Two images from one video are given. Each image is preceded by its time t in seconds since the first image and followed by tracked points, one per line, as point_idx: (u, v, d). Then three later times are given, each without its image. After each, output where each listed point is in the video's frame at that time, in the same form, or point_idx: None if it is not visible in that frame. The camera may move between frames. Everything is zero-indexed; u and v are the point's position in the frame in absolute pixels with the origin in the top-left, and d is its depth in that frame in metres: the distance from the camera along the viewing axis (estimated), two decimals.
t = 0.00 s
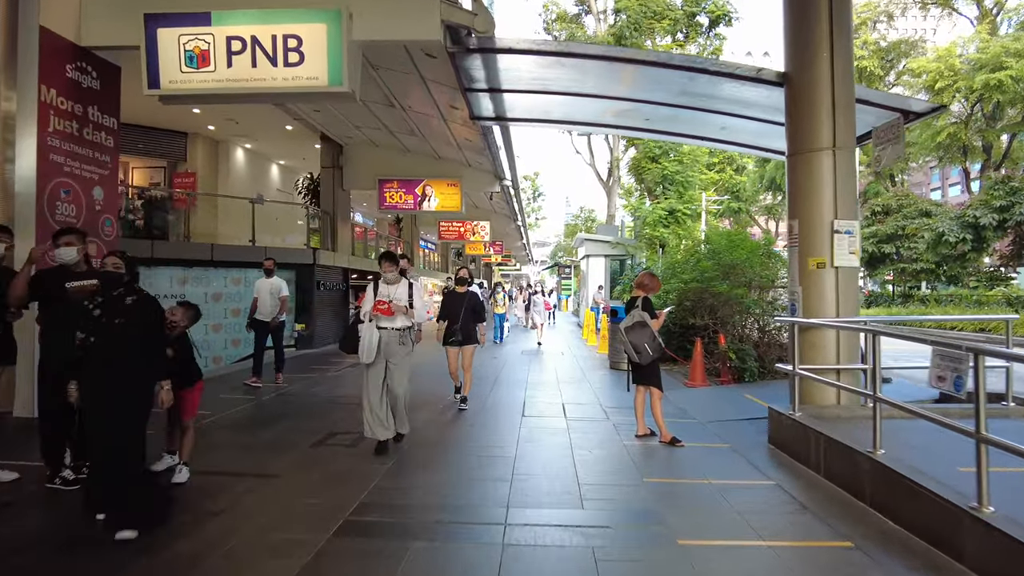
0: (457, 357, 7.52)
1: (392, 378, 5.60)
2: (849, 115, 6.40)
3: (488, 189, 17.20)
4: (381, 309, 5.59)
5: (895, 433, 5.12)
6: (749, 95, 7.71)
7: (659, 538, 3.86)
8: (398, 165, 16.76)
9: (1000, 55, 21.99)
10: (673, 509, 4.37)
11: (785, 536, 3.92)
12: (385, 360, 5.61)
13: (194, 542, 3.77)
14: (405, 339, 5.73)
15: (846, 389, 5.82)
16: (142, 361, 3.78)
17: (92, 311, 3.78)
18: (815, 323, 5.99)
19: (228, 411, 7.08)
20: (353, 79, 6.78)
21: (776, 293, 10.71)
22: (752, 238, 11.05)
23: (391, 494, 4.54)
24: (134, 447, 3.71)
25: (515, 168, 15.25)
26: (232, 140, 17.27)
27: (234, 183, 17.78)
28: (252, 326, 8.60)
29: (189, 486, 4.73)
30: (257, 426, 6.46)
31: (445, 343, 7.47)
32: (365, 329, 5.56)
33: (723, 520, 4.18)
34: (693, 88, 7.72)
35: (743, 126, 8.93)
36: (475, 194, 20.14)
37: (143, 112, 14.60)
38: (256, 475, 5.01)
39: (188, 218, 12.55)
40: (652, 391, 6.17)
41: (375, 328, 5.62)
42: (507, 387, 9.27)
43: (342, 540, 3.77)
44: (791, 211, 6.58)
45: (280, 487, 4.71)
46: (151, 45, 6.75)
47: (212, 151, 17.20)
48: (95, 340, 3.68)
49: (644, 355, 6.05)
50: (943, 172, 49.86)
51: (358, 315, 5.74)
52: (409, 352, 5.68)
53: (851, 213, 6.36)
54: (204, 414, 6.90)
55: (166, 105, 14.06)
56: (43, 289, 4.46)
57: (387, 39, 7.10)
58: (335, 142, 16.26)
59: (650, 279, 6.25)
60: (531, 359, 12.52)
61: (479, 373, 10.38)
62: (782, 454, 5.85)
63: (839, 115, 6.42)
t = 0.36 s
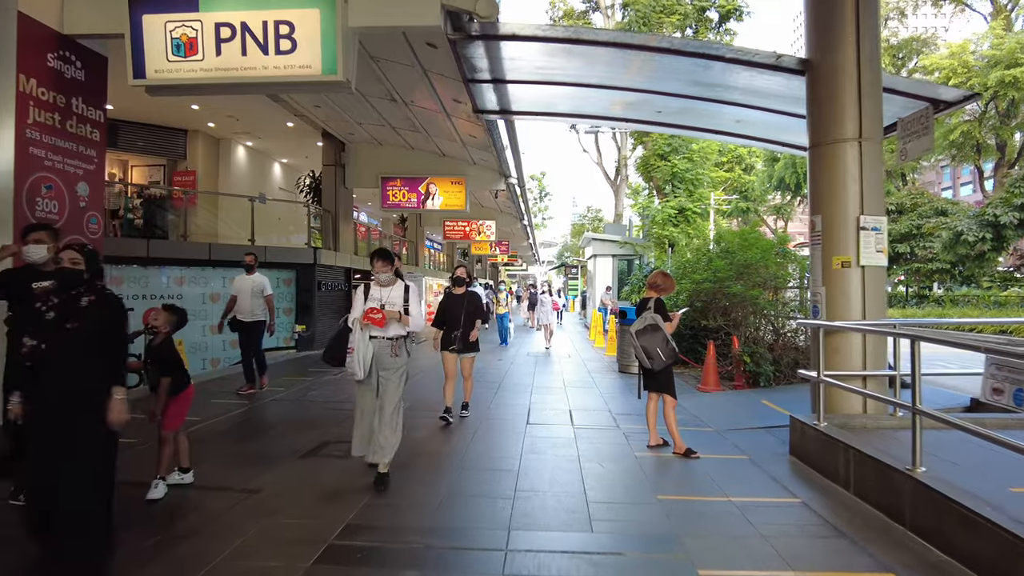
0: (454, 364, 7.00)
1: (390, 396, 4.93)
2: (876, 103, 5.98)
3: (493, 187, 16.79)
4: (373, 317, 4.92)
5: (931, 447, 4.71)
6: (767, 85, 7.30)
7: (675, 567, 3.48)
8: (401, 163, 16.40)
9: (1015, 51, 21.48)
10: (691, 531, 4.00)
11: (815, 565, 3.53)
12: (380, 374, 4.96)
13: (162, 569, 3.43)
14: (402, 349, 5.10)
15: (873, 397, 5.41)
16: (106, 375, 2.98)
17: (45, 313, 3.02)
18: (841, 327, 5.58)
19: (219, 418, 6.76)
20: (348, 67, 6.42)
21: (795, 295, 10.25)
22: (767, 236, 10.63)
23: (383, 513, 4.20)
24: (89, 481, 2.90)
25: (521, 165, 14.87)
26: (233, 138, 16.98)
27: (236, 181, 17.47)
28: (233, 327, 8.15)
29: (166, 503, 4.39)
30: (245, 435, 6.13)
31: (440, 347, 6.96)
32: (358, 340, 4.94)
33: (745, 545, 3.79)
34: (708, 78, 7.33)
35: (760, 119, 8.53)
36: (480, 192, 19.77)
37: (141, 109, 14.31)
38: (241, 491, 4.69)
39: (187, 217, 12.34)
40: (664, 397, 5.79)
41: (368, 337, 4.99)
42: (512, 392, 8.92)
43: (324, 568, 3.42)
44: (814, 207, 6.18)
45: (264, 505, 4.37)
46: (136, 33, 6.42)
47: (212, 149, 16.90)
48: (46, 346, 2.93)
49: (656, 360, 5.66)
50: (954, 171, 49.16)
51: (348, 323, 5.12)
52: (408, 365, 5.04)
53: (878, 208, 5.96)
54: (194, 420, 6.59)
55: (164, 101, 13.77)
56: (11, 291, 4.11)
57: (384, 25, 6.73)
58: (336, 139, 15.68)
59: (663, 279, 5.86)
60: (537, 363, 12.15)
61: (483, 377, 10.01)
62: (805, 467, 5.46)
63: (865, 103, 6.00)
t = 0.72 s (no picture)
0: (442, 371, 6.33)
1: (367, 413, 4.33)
2: (899, 89, 5.57)
3: (492, 184, 16.35)
4: (346, 318, 4.22)
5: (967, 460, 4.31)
6: (779, 73, 6.92)
7: None
8: (399, 159, 16.01)
9: None
10: (704, 556, 3.61)
11: None
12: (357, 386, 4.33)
13: None
14: (382, 355, 4.47)
15: (899, 403, 5.01)
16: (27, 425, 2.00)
17: None
18: (863, 327, 5.18)
19: (202, 424, 6.42)
20: (336, 53, 6.04)
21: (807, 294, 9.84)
22: (777, 233, 10.22)
23: (366, 534, 3.84)
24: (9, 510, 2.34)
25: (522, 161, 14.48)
26: (228, 134, 16.63)
27: (231, 178, 17.10)
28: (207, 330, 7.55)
29: (130, 522, 4.05)
30: (226, 443, 5.77)
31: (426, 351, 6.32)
32: (331, 344, 4.24)
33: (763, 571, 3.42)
34: (716, 65, 6.96)
35: (770, 109, 8.13)
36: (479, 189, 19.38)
37: (132, 104, 13.95)
38: (213, 506, 4.33)
39: (184, 216, 12.07)
40: (673, 403, 5.40)
41: (344, 341, 4.32)
42: (512, 396, 8.53)
43: None
44: (831, 199, 5.79)
45: (235, 525, 4.02)
46: (110, 16, 6.05)
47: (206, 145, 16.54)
48: None
49: (664, 364, 5.26)
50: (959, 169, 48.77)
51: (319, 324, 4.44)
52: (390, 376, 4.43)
53: (901, 200, 5.55)
54: (174, 427, 6.25)
55: (155, 96, 13.42)
56: None
57: (374, 7, 6.35)
58: (333, 135, 15.38)
59: (672, 276, 5.49)
60: (537, 365, 11.78)
61: (482, 379, 9.63)
62: (825, 479, 5.06)
63: (887, 88, 5.58)
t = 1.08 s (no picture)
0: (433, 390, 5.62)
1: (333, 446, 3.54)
2: (928, 74, 5.16)
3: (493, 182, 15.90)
4: (305, 333, 3.40)
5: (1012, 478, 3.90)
6: (794, 61, 6.52)
7: None
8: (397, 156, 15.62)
9: None
10: None
11: None
12: (321, 414, 3.52)
13: None
14: (351, 375, 3.68)
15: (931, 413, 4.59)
16: None
17: None
18: (891, 332, 4.77)
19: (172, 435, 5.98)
20: (323, 38, 5.66)
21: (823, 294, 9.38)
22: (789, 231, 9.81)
23: (346, 563, 3.44)
24: None
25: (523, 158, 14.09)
26: (223, 131, 16.27)
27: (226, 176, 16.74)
28: (174, 331, 7.00)
29: (88, 549, 3.67)
30: (205, 456, 5.39)
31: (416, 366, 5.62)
32: (276, 362, 3.39)
33: None
34: (727, 52, 6.56)
35: (784, 99, 7.71)
36: (479, 187, 18.98)
37: (122, 99, 13.58)
38: (180, 530, 3.94)
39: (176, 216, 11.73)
40: (685, 414, 5.03)
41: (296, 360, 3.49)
42: (512, 402, 8.12)
43: None
44: (854, 194, 5.38)
45: (203, 552, 3.63)
46: None
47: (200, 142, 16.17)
48: None
49: (675, 371, 4.90)
50: (964, 168, 48.25)
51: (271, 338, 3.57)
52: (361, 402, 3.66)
53: (931, 194, 5.15)
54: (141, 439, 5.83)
55: (145, 90, 13.05)
56: None
57: None
58: (329, 131, 15.00)
59: (683, 276, 5.08)
60: (539, 368, 11.42)
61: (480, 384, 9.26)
62: (851, 498, 4.65)
63: (916, 73, 5.16)
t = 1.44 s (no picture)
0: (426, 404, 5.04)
1: (283, 500, 2.69)
2: (971, 54, 4.72)
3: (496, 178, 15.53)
4: (258, 355, 2.59)
5: None
6: (818, 44, 6.09)
7: None
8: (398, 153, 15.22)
9: None
10: None
11: None
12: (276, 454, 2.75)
13: None
14: (317, 403, 2.83)
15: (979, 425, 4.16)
16: None
17: None
18: (932, 335, 4.35)
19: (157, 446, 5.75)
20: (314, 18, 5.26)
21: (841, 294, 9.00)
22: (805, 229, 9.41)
23: None
24: None
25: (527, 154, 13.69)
26: (220, 126, 15.92)
27: (224, 173, 16.32)
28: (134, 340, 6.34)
29: None
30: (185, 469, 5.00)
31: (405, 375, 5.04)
32: (219, 392, 2.61)
33: None
34: (745, 35, 6.15)
35: (804, 88, 7.28)
36: (483, 184, 18.57)
37: (117, 93, 13.24)
38: (146, 555, 3.56)
39: (173, 213, 11.66)
40: (706, 424, 4.66)
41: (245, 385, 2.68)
42: (517, 408, 7.71)
43: None
44: (888, 185, 4.98)
45: None
46: None
47: (198, 138, 15.80)
48: None
49: (695, 378, 4.53)
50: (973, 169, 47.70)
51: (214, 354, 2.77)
52: (328, 440, 2.82)
53: (973, 185, 4.72)
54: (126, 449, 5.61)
55: (140, 83, 12.69)
56: None
57: None
58: (329, 127, 14.61)
59: (703, 273, 4.72)
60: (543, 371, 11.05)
61: (483, 388, 8.85)
62: (890, 518, 4.23)
63: (958, 54, 4.72)
